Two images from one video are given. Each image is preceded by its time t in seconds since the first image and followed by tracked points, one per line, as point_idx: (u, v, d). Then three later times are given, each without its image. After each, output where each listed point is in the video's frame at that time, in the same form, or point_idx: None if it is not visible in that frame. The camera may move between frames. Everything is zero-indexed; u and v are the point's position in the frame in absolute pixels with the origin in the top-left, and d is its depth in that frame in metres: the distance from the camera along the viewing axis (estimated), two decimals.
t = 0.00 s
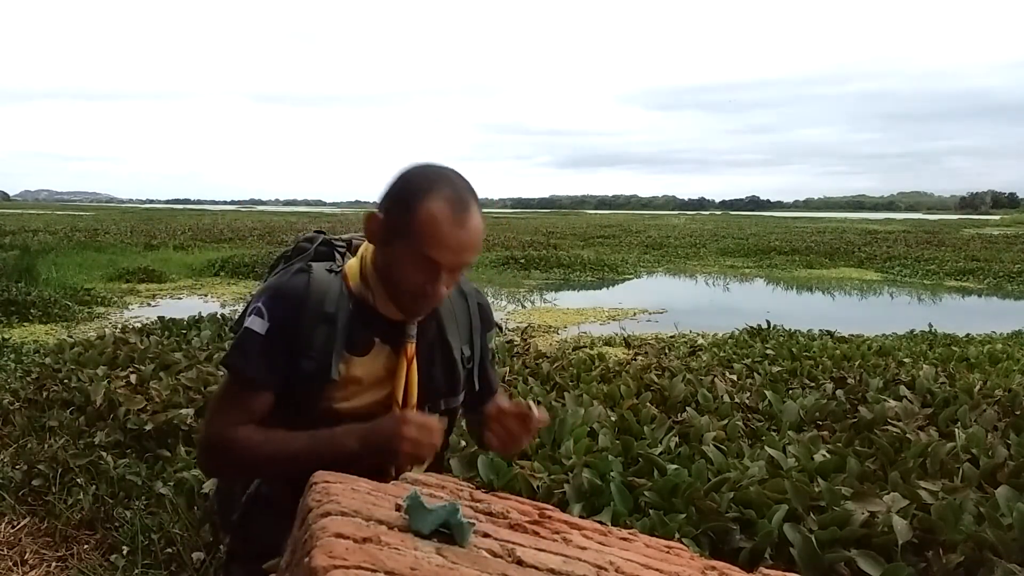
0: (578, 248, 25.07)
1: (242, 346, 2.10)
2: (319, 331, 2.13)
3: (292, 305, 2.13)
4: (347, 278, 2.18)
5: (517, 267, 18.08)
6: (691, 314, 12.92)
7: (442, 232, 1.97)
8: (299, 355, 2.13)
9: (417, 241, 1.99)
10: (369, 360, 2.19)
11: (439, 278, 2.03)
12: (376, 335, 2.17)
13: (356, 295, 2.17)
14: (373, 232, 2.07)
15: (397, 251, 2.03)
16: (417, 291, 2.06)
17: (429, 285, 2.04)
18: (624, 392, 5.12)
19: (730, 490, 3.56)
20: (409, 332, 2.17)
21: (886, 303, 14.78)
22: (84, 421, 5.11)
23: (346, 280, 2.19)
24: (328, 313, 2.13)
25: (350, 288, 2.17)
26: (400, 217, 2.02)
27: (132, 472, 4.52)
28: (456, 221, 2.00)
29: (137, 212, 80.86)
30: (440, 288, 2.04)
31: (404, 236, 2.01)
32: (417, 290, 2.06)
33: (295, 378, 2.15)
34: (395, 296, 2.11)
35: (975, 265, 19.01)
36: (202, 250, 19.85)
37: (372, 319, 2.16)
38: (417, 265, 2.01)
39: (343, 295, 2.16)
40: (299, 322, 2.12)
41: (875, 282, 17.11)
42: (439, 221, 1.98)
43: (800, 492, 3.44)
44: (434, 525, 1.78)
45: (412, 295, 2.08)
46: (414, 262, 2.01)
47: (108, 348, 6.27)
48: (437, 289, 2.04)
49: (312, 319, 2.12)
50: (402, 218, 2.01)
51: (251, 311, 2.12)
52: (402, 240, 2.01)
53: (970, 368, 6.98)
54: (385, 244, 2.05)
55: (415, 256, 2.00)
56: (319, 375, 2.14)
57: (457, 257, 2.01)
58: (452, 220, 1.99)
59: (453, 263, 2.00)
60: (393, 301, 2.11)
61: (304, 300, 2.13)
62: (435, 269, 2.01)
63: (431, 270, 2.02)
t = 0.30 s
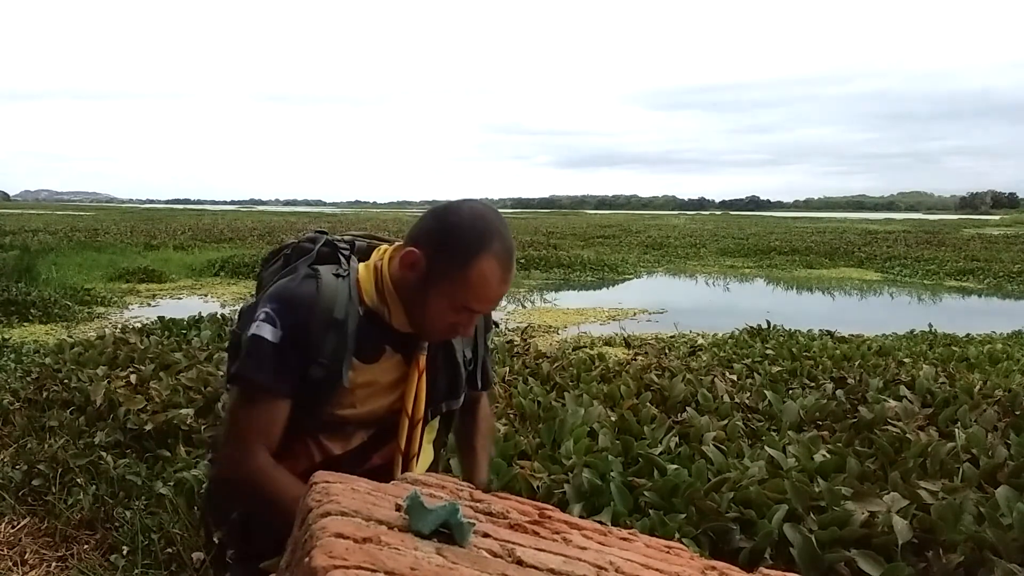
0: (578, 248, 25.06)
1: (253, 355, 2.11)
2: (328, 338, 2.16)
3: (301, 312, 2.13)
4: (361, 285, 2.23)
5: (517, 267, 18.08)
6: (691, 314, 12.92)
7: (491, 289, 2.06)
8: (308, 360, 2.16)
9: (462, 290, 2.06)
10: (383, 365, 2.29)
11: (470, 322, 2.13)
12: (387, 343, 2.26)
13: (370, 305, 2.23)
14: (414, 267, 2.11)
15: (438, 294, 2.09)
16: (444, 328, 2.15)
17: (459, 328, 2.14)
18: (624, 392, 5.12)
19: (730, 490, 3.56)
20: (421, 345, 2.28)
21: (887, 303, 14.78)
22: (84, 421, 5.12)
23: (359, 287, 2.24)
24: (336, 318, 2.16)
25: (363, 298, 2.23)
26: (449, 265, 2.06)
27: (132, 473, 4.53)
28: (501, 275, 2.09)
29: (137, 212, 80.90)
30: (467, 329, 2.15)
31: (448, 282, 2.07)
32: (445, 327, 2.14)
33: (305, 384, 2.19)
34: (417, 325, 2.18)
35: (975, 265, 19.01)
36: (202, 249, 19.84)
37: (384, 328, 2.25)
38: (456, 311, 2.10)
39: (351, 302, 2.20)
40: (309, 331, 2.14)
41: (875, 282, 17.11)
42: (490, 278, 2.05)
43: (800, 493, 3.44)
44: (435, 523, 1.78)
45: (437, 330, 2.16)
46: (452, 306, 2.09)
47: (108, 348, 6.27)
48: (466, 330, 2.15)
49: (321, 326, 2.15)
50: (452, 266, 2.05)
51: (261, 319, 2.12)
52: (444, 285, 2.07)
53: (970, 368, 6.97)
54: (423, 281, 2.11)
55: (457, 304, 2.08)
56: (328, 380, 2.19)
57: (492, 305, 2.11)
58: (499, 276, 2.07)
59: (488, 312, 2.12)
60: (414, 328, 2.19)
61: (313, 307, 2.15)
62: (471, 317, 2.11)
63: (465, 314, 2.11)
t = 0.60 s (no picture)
0: (578, 248, 25.06)
1: (273, 368, 2.11)
2: (344, 345, 2.15)
3: (318, 324, 2.13)
4: (371, 291, 2.24)
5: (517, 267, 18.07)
6: (692, 314, 12.92)
7: (506, 299, 2.06)
8: (325, 371, 2.15)
9: (477, 303, 2.06)
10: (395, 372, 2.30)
11: (485, 332, 2.14)
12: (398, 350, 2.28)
13: (382, 311, 2.24)
14: (429, 278, 2.11)
15: (453, 305, 2.09)
16: (459, 338, 2.15)
17: (475, 340, 2.15)
18: (624, 392, 5.12)
19: (730, 490, 3.56)
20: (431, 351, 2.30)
21: (886, 303, 14.78)
22: (84, 421, 5.12)
23: (369, 293, 2.25)
24: (352, 326, 2.16)
25: (375, 305, 2.24)
26: (464, 276, 2.06)
27: (132, 473, 4.53)
28: (517, 285, 2.08)
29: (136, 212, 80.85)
30: (482, 339, 2.16)
31: (462, 294, 2.07)
32: (460, 338, 2.15)
33: (323, 395, 2.19)
34: (431, 334, 2.18)
35: (975, 265, 19.01)
36: (201, 250, 19.84)
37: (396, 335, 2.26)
38: (471, 322, 2.10)
39: (361, 308, 2.19)
40: (326, 340, 2.13)
41: (875, 282, 17.12)
42: (504, 289, 2.06)
43: (800, 493, 3.44)
44: (434, 524, 1.78)
45: (453, 341, 2.16)
46: (467, 317, 2.09)
47: (108, 348, 6.27)
48: (481, 341, 2.16)
49: (336, 334, 2.14)
50: (467, 278, 2.06)
51: (279, 333, 2.11)
52: (459, 298, 2.08)
53: (970, 368, 6.98)
54: (438, 292, 2.11)
55: (471, 315, 2.08)
56: (342, 388, 2.18)
57: (507, 315, 2.11)
58: (515, 286, 2.07)
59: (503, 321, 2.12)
60: (428, 336, 2.20)
61: (329, 315, 2.14)
62: (486, 327, 2.11)
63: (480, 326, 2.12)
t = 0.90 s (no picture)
0: (578, 248, 25.06)
1: (245, 347, 2.10)
2: (342, 345, 2.15)
3: (312, 320, 2.12)
4: (373, 290, 2.24)
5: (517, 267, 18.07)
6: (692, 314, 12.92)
7: (501, 305, 2.06)
8: (319, 368, 2.15)
9: (471, 306, 2.06)
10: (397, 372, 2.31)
11: (480, 335, 2.14)
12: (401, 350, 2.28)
13: (383, 311, 2.23)
14: (425, 279, 2.11)
15: (448, 307, 2.09)
16: (454, 340, 2.15)
17: (470, 341, 2.15)
18: (624, 392, 5.13)
19: (730, 490, 3.56)
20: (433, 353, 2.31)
21: (886, 303, 14.78)
22: (84, 421, 5.12)
23: (371, 292, 2.24)
24: (351, 326, 2.16)
25: (376, 304, 2.23)
26: (460, 279, 2.05)
27: (132, 473, 4.54)
28: (514, 291, 2.07)
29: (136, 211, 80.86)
30: (478, 342, 2.16)
31: (457, 297, 2.07)
32: (455, 340, 2.15)
33: (315, 392, 2.18)
34: (428, 335, 2.18)
35: (975, 265, 19.00)
36: (201, 250, 19.85)
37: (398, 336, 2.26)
38: (464, 324, 2.10)
39: (363, 307, 2.19)
40: (318, 336, 2.13)
41: (875, 282, 17.11)
42: (499, 293, 2.05)
43: (800, 492, 3.44)
44: (434, 525, 1.78)
45: (449, 342, 2.16)
46: (462, 320, 2.09)
47: (108, 348, 6.27)
48: (476, 343, 2.16)
49: (334, 333, 2.14)
50: (463, 282, 2.05)
51: (265, 319, 2.11)
52: (454, 301, 2.07)
53: (970, 368, 6.97)
54: (433, 293, 2.11)
55: (467, 319, 2.08)
56: (339, 388, 2.18)
57: (502, 320, 2.11)
58: (510, 291, 2.06)
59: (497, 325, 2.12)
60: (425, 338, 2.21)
61: (327, 314, 2.14)
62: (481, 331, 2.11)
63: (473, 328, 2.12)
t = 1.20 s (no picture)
0: (579, 248, 25.06)
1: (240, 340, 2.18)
2: (330, 342, 2.15)
3: (302, 317, 2.14)
4: (366, 288, 2.23)
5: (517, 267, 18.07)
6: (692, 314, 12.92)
7: (476, 303, 2.00)
8: (309, 365, 2.17)
9: (446, 303, 2.02)
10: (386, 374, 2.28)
11: (461, 335, 2.09)
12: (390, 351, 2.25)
13: (375, 311, 2.22)
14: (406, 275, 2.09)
15: (425, 304, 2.06)
16: (436, 340, 2.11)
17: (450, 341, 2.10)
18: (624, 392, 5.13)
19: (729, 490, 3.56)
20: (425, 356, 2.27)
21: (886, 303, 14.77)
22: (84, 421, 5.12)
23: (365, 291, 2.23)
24: (339, 324, 2.15)
25: (369, 303, 2.22)
26: (436, 275, 2.02)
27: (132, 472, 4.54)
28: (492, 290, 2.01)
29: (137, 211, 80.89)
30: (460, 342, 2.11)
31: (434, 293, 2.03)
32: (436, 339, 2.11)
33: (304, 389, 2.19)
34: (412, 334, 2.15)
35: (975, 265, 19.01)
36: (201, 249, 19.84)
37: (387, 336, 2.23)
38: (442, 322, 2.06)
39: (353, 305, 2.19)
40: (306, 333, 2.14)
41: (875, 282, 17.11)
42: (474, 291, 1.99)
43: (800, 492, 3.44)
44: (434, 525, 1.78)
45: (432, 342, 2.12)
46: (438, 318, 2.05)
47: (108, 348, 6.27)
48: (457, 343, 2.10)
49: (323, 330, 2.14)
50: (438, 277, 2.02)
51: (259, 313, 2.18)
52: (431, 298, 2.04)
53: (970, 368, 6.97)
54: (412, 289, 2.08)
55: (443, 317, 2.04)
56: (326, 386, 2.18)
57: (483, 320, 2.05)
58: (487, 290, 2.00)
59: (475, 326, 2.06)
60: (410, 337, 2.18)
61: (317, 311, 2.15)
62: (459, 329, 2.06)
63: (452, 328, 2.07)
